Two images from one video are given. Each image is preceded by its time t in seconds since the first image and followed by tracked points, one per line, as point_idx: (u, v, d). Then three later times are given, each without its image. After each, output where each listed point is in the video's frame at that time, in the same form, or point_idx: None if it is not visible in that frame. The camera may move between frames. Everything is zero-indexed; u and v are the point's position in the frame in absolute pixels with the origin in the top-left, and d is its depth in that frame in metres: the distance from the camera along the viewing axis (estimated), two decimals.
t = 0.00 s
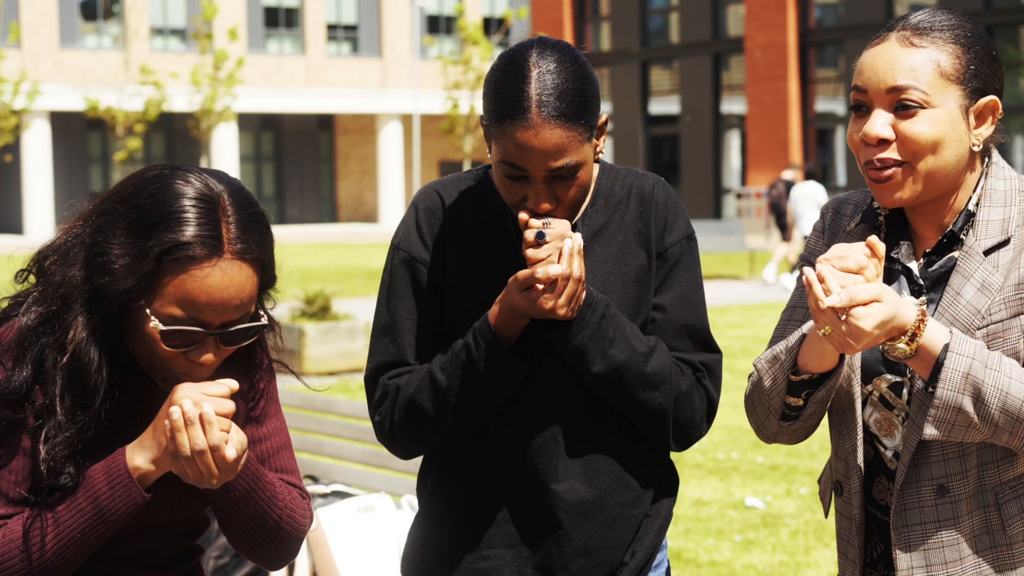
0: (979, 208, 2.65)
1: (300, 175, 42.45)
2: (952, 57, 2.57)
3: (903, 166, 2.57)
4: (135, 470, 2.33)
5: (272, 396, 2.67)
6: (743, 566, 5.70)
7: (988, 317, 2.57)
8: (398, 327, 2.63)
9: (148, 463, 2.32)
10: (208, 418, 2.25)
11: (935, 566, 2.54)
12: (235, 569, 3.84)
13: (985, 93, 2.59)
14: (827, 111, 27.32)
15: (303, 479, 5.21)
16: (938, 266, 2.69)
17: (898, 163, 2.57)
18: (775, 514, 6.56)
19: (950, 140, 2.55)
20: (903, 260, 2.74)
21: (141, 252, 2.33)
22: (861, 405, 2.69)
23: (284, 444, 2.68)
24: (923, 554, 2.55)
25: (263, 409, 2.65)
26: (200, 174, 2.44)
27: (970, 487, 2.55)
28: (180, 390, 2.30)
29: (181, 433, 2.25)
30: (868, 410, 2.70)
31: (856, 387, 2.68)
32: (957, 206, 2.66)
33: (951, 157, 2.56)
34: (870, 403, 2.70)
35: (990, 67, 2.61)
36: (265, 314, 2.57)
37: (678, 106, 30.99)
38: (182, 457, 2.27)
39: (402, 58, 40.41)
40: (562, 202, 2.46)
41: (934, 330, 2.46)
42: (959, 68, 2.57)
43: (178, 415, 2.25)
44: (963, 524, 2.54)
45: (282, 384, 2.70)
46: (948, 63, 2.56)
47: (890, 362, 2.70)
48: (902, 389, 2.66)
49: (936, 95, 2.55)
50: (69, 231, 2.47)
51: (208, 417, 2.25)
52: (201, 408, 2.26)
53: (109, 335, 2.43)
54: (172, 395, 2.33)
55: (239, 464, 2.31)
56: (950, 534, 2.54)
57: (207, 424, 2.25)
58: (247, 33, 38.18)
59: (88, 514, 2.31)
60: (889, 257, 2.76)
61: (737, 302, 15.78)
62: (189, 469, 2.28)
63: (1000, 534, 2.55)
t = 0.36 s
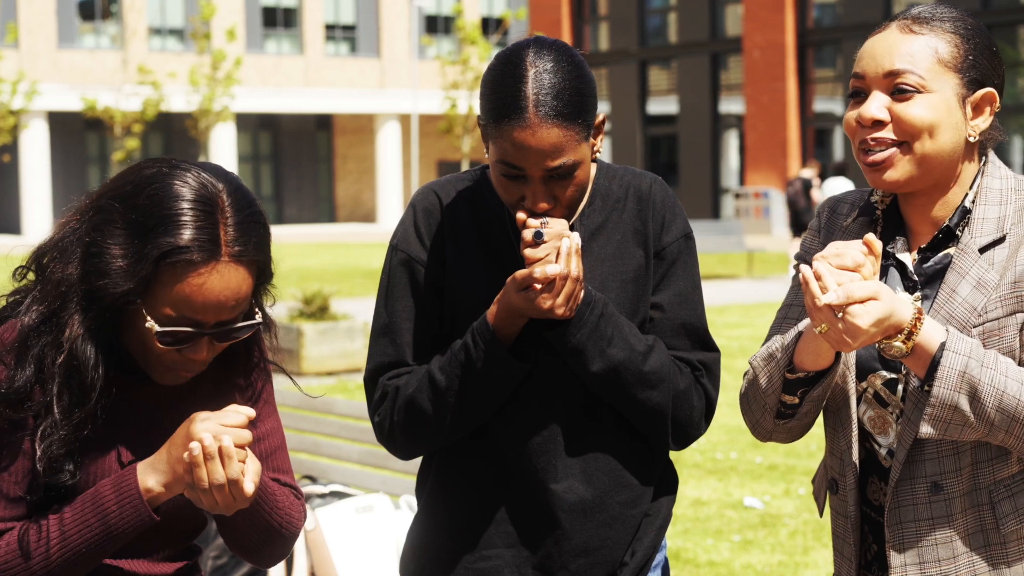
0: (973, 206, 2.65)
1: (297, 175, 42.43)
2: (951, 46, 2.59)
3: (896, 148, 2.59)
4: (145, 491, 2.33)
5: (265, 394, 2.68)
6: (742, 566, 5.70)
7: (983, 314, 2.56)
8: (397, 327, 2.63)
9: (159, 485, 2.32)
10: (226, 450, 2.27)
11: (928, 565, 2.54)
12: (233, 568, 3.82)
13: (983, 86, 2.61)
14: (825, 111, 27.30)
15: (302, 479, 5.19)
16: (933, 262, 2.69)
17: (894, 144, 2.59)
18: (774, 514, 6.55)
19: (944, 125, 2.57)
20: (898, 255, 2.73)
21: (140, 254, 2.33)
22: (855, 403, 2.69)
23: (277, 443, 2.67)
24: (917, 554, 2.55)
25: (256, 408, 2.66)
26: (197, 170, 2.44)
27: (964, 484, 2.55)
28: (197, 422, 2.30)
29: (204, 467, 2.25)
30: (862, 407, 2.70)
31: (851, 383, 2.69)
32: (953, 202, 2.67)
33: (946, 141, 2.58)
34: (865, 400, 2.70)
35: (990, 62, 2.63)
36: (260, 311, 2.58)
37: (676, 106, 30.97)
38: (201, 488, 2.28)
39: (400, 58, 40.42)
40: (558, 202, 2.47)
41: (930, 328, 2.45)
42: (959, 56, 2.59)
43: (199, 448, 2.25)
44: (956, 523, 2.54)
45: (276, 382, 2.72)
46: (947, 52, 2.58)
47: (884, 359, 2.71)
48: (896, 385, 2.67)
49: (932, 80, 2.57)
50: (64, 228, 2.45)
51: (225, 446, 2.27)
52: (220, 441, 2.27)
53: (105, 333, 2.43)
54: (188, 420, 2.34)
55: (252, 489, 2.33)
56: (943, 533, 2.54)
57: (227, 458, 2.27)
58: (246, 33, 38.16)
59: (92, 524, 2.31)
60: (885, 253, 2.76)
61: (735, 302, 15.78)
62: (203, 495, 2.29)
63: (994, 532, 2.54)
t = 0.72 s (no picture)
0: (971, 204, 2.66)
1: (296, 176, 42.46)
2: (952, 41, 2.61)
3: (895, 139, 2.59)
4: (149, 504, 2.34)
5: (258, 397, 2.71)
6: (739, 566, 5.71)
7: (979, 313, 2.57)
8: (395, 328, 2.64)
9: (163, 499, 2.33)
10: (235, 467, 2.30)
11: (921, 565, 2.55)
12: (231, 569, 3.83)
13: (981, 84, 2.62)
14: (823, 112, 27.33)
15: (301, 480, 5.20)
16: (928, 261, 2.70)
17: (891, 136, 2.60)
18: (771, 514, 6.57)
19: (942, 118, 2.57)
20: (893, 253, 2.75)
21: (132, 259, 2.34)
22: (850, 401, 2.70)
23: (271, 444, 2.69)
24: (912, 556, 2.56)
25: (249, 409, 2.68)
26: (189, 173, 2.44)
27: (958, 483, 2.55)
28: (204, 442, 2.32)
29: (219, 488, 2.29)
30: (856, 405, 2.71)
31: (845, 382, 2.70)
32: (950, 203, 2.68)
33: (944, 135, 2.58)
34: (859, 398, 2.72)
35: (990, 60, 2.65)
36: (253, 313, 2.59)
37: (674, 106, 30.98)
38: (213, 507, 2.32)
39: (398, 59, 40.41)
40: (559, 202, 2.48)
41: (924, 328, 2.47)
42: (959, 52, 2.61)
43: (210, 467, 2.28)
44: (951, 523, 2.55)
45: (268, 384, 2.73)
46: (948, 47, 2.60)
47: (879, 357, 2.72)
48: (891, 383, 2.68)
49: (932, 74, 2.58)
50: (57, 233, 2.45)
51: (234, 462, 2.30)
52: (229, 460, 2.30)
53: (99, 337, 2.43)
54: (195, 436, 2.36)
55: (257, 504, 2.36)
56: (938, 535, 2.55)
57: (236, 477, 2.30)
58: (244, 34, 38.15)
59: (93, 534, 2.32)
60: (880, 250, 2.77)
61: (733, 303, 15.79)
62: (209, 508, 2.32)
63: (986, 531, 2.55)
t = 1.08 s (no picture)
0: (970, 205, 2.66)
1: (293, 176, 42.44)
2: (927, 54, 2.59)
3: (875, 154, 2.60)
4: (150, 519, 2.34)
5: (250, 387, 2.72)
6: (737, 566, 5.72)
7: (977, 314, 2.57)
8: (391, 328, 2.64)
9: (164, 513, 2.34)
10: (239, 486, 2.29)
11: (918, 566, 2.55)
12: (228, 569, 3.83)
13: (964, 90, 2.60)
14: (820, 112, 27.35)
15: (298, 480, 5.20)
16: (928, 260, 2.70)
17: (870, 151, 2.60)
18: (769, 514, 6.57)
19: (919, 134, 2.57)
20: (891, 253, 2.75)
21: (137, 235, 2.34)
22: (848, 400, 2.70)
23: (264, 441, 2.70)
24: (909, 561, 2.56)
25: (241, 405, 2.71)
26: (153, 151, 2.44)
27: (954, 485, 2.56)
28: (208, 462, 2.30)
29: (226, 505, 2.29)
30: (855, 404, 2.71)
31: (843, 380, 2.69)
32: (949, 205, 2.67)
33: (923, 148, 2.58)
34: (857, 397, 2.72)
35: (972, 62, 2.62)
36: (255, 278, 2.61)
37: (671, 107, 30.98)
38: (220, 524, 2.31)
39: (396, 59, 40.39)
40: (555, 197, 2.47)
41: (920, 331, 2.47)
42: (934, 63, 2.59)
43: (216, 486, 2.28)
44: (947, 525, 2.55)
45: (259, 380, 2.75)
46: (921, 59, 2.59)
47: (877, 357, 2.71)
48: (888, 382, 2.68)
49: (904, 88, 2.58)
50: (37, 238, 2.40)
51: (239, 482, 2.29)
52: (233, 479, 2.29)
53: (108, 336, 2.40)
54: (197, 453, 2.35)
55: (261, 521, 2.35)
56: (935, 538, 2.55)
57: (241, 494, 2.30)
58: (241, 34, 38.13)
59: (93, 548, 2.34)
60: (878, 251, 2.77)
61: (732, 303, 15.79)
62: (212, 524, 2.32)
63: (984, 533, 2.54)
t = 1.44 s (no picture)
0: (967, 204, 2.67)
1: (291, 176, 42.44)
2: (920, 53, 2.60)
3: (863, 149, 2.62)
4: (154, 511, 2.35)
5: (236, 373, 2.76)
6: (735, 566, 5.72)
7: (973, 314, 2.58)
8: (383, 333, 2.65)
9: (167, 504, 2.35)
10: (241, 473, 2.30)
11: (915, 565, 2.56)
12: (227, 569, 3.81)
13: (956, 89, 2.61)
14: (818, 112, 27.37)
15: (296, 479, 5.20)
16: (925, 259, 2.71)
17: (859, 145, 2.62)
18: (766, 514, 6.58)
19: (907, 129, 2.58)
20: (887, 252, 2.74)
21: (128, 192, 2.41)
22: (845, 399, 2.71)
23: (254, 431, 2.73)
24: (906, 561, 2.57)
25: (230, 396, 2.74)
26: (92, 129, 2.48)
27: (951, 483, 2.56)
28: (212, 449, 2.31)
29: (229, 492, 2.30)
30: (852, 403, 2.72)
31: (841, 379, 2.70)
32: (946, 205, 2.68)
33: (910, 145, 2.59)
34: (854, 396, 2.72)
35: (968, 64, 2.62)
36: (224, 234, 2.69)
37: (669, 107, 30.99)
38: (224, 513, 2.32)
39: (395, 59, 40.37)
40: (541, 168, 2.50)
41: (918, 330, 2.47)
42: (927, 60, 2.60)
43: (220, 472, 2.29)
44: (943, 524, 2.55)
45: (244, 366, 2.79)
46: (912, 58, 2.60)
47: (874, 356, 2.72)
48: (885, 381, 2.69)
49: (894, 86, 2.59)
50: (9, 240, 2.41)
51: (242, 469, 2.30)
52: (236, 466, 2.31)
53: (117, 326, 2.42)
54: (200, 440, 2.35)
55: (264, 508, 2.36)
56: (932, 539, 2.55)
57: (244, 482, 2.31)
58: (239, 34, 38.11)
59: (97, 541, 2.32)
60: (874, 250, 2.77)
61: (729, 303, 15.80)
62: (215, 513, 2.33)
63: (980, 531, 2.54)
